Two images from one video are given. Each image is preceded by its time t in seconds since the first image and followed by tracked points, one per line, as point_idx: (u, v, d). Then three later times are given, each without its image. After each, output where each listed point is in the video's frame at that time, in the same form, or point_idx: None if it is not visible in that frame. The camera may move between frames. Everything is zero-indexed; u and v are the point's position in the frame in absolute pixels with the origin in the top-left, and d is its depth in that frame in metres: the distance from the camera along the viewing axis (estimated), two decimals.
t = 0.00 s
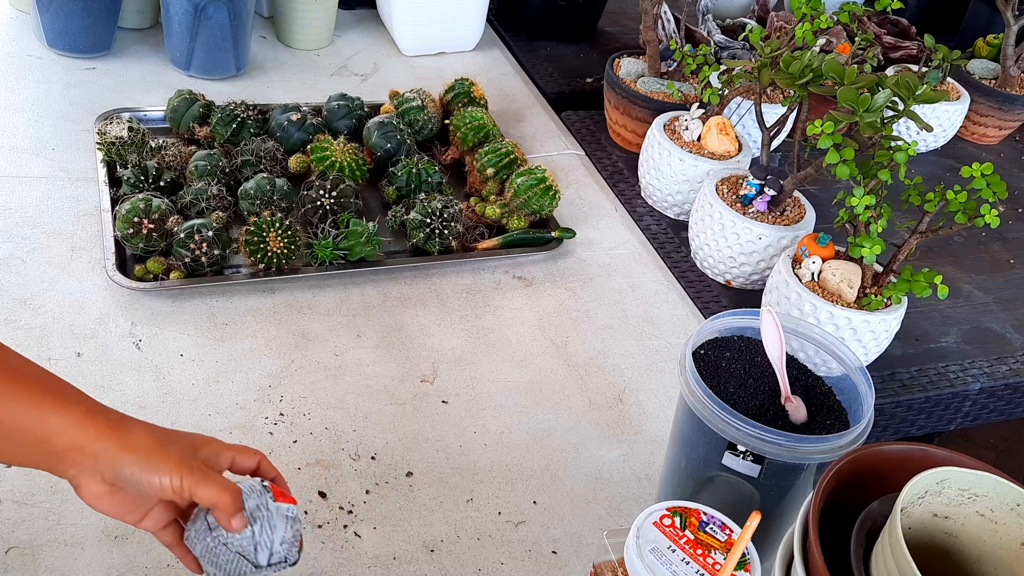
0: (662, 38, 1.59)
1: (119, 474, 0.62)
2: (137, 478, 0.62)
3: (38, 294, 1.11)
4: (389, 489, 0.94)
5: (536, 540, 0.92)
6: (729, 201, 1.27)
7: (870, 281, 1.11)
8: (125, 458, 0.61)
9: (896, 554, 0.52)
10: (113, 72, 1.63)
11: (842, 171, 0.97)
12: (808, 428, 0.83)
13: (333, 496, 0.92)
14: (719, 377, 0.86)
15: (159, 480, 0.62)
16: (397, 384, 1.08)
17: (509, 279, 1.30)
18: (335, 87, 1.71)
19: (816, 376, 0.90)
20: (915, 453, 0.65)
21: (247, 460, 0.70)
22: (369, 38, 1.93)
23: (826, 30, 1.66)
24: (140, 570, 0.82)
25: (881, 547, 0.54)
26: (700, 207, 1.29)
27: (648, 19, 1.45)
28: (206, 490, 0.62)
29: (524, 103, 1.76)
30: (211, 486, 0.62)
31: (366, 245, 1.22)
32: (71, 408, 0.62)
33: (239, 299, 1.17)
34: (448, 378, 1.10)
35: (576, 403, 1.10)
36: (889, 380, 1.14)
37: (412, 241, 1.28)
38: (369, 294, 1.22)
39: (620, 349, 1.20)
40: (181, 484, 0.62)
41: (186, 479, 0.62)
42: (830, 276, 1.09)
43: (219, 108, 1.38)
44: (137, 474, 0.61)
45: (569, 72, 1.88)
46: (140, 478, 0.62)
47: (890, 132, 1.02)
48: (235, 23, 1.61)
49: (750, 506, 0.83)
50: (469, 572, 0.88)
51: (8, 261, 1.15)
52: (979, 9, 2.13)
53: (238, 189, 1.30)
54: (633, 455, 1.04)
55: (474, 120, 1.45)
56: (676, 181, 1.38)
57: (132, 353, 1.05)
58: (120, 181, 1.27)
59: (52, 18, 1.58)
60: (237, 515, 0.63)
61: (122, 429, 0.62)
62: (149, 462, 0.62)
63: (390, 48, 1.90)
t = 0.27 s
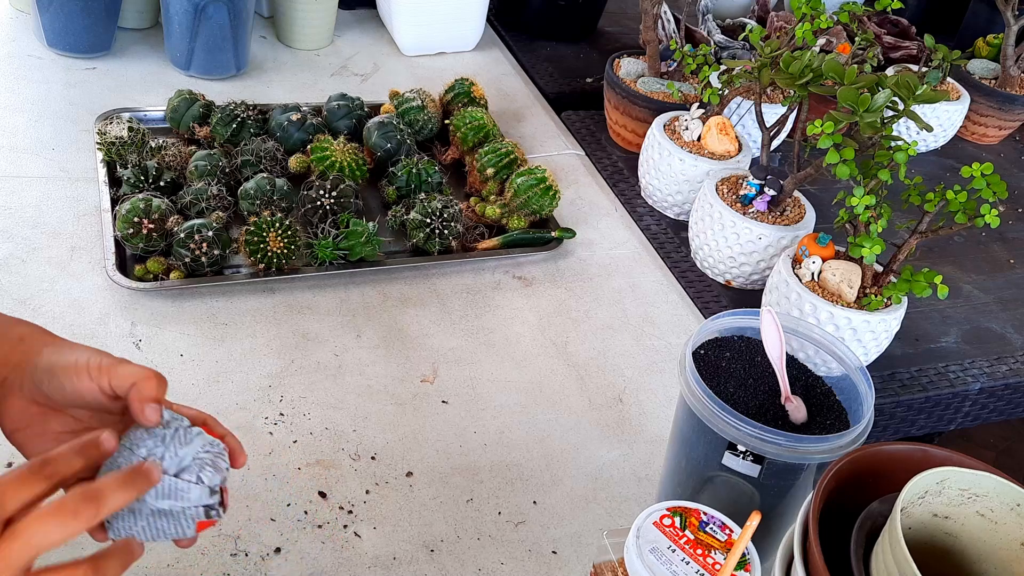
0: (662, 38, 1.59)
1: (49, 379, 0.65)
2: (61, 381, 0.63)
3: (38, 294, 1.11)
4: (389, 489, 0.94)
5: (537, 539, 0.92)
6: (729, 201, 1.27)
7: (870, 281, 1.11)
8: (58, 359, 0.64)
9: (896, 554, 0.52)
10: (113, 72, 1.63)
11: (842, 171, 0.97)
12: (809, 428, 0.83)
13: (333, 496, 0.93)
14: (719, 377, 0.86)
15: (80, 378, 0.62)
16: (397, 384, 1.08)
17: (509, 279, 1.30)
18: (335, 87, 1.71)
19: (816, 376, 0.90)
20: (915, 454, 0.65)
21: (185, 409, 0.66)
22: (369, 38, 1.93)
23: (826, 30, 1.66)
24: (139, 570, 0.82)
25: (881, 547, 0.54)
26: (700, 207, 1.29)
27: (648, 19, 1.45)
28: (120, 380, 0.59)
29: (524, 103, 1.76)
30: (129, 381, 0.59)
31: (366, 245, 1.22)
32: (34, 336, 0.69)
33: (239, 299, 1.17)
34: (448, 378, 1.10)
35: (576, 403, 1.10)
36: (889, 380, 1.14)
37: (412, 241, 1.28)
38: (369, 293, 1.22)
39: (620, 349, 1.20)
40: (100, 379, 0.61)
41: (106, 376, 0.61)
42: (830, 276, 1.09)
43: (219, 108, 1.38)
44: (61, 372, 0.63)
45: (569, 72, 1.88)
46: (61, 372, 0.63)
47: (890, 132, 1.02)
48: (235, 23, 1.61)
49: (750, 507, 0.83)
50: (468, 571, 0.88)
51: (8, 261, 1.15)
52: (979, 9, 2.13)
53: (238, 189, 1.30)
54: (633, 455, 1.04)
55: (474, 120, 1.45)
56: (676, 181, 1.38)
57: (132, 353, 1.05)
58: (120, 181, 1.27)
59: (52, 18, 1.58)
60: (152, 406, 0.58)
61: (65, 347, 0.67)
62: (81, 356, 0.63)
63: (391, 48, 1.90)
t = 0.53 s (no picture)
0: (662, 38, 1.60)
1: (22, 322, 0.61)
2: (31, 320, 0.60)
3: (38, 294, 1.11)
4: (389, 489, 0.94)
5: (537, 539, 0.92)
6: (729, 201, 1.27)
7: (870, 281, 1.11)
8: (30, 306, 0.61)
9: (896, 554, 0.52)
10: (113, 72, 1.63)
11: (842, 171, 0.97)
12: (808, 428, 0.82)
13: (333, 496, 0.93)
14: (719, 376, 0.86)
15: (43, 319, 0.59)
16: (397, 384, 1.08)
17: (508, 279, 1.30)
18: (335, 87, 1.71)
19: (816, 376, 0.90)
20: (915, 454, 0.65)
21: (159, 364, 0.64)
22: (369, 38, 1.93)
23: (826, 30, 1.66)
24: (139, 570, 0.82)
25: (882, 547, 0.54)
26: (700, 207, 1.29)
27: (648, 19, 1.45)
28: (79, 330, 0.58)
29: (524, 103, 1.76)
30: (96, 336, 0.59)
31: (365, 245, 1.22)
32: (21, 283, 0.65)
33: (239, 299, 1.17)
34: (448, 378, 1.10)
35: (577, 403, 1.10)
36: (889, 380, 1.14)
37: (412, 241, 1.28)
38: (369, 293, 1.22)
39: (620, 349, 1.20)
40: (60, 320, 0.59)
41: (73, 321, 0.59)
42: (830, 276, 1.09)
43: (219, 108, 1.38)
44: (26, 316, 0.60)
45: (569, 72, 1.88)
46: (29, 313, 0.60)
47: (890, 132, 1.02)
48: (235, 22, 1.61)
49: (750, 507, 0.84)
50: (469, 572, 0.88)
51: (8, 261, 1.15)
52: (979, 9, 2.13)
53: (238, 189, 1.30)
54: (633, 455, 1.04)
55: (474, 120, 1.45)
56: (676, 181, 1.38)
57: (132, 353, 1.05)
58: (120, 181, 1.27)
59: (52, 18, 1.58)
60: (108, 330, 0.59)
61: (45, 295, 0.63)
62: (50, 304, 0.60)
63: (390, 48, 1.90)
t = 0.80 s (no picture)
0: (661, 38, 1.59)
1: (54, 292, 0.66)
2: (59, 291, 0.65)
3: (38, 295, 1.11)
4: (389, 489, 0.94)
5: (537, 539, 0.92)
6: (729, 201, 1.27)
7: (870, 281, 1.11)
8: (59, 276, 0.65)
9: (896, 555, 0.52)
10: (114, 72, 1.63)
11: (842, 171, 0.97)
12: (808, 428, 0.82)
13: (333, 496, 0.93)
14: (719, 376, 0.86)
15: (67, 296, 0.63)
16: (397, 384, 1.08)
17: (508, 279, 1.30)
18: (335, 87, 1.71)
19: (816, 376, 0.90)
20: (915, 454, 0.65)
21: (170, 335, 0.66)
22: (369, 38, 1.93)
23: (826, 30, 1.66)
24: (139, 571, 0.82)
25: (881, 547, 0.54)
26: (700, 207, 1.29)
27: (648, 19, 1.45)
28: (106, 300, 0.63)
29: (524, 103, 1.76)
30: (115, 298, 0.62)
31: (366, 245, 1.22)
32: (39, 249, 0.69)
33: (239, 299, 1.16)
34: (448, 378, 1.10)
35: (577, 403, 1.10)
36: (889, 380, 1.14)
37: (412, 241, 1.28)
38: (369, 293, 1.22)
39: (620, 350, 1.20)
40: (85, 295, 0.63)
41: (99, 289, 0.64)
42: (830, 276, 1.09)
43: (219, 108, 1.38)
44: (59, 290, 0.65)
45: (569, 72, 1.88)
46: (59, 284, 0.65)
47: (890, 132, 1.02)
48: (235, 22, 1.61)
49: (750, 507, 0.83)
50: (468, 572, 0.88)
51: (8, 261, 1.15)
52: (979, 9, 2.13)
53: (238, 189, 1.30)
54: (633, 455, 1.04)
55: (474, 120, 1.45)
56: (676, 181, 1.38)
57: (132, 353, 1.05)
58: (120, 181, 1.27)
59: (52, 18, 1.58)
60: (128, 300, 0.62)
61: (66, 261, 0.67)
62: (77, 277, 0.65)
63: (390, 48, 1.90)
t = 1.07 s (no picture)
0: (661, 38, 1.60)
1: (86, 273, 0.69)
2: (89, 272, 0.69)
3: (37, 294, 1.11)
4: (389, 489, 0.94)
5: (537, 539, 0.92)
6: (729, 201, 1.27)
7: (870, 281, 1.11)
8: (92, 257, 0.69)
9: (896, 555, 0.52)
10: (114, 72, 1.63)
11: (842, 171, 0.97)
12: (808, 428, 0.82)
13: (333, 496, 0.93)
14: (719, 376, 0.86)
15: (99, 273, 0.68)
16: (397, 384, 1.08)
17: (508, 279, 1.30)
18: (335, 87, 1.71)
19: (816, 376, 0.90)
20: (915, 454, 0.65)
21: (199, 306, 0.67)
22: (369, 38, 1.93)
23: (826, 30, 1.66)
24: (139, 571, 0.82)
25: (882, 547, 0.54)
26: (700, 207, 1.29)
27: (648, 19, 1.45)
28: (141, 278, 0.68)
29: (524, 103, 1.76)
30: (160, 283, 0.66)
31: (366, 245, 1.22)
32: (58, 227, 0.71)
33: (239, 299, 1.16)
34: (448, 378, 1.10)
35: (577, 403, 1.10)
36: (889, 380, 1.14)
37: (412, 240, 1.28)
38: (369, 293, 1.22)
39: (620, 350, 1.20)
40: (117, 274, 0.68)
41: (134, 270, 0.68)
42: (830, 276, 1.10)
43: (219, 108, 1.38)
44: (84, 268, 0.68)
45: (569, 72, 1.88)
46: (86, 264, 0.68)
47: (890, 132, 1.02)
48: (235, 22, 1.61)
49: (750, 507, 0.83)
50: (468, 572, 0.88)
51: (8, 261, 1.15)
52: (979, 9, 2.13)
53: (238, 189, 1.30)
54: (633, 455, 1.04)
55: (474, 120, 1.45)
56: (676, 181, 1.38)
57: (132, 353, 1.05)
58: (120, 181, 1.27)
59: (52, 18, 1.58)
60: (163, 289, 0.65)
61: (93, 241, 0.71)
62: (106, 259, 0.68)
63: (390, 48, 1.90)
